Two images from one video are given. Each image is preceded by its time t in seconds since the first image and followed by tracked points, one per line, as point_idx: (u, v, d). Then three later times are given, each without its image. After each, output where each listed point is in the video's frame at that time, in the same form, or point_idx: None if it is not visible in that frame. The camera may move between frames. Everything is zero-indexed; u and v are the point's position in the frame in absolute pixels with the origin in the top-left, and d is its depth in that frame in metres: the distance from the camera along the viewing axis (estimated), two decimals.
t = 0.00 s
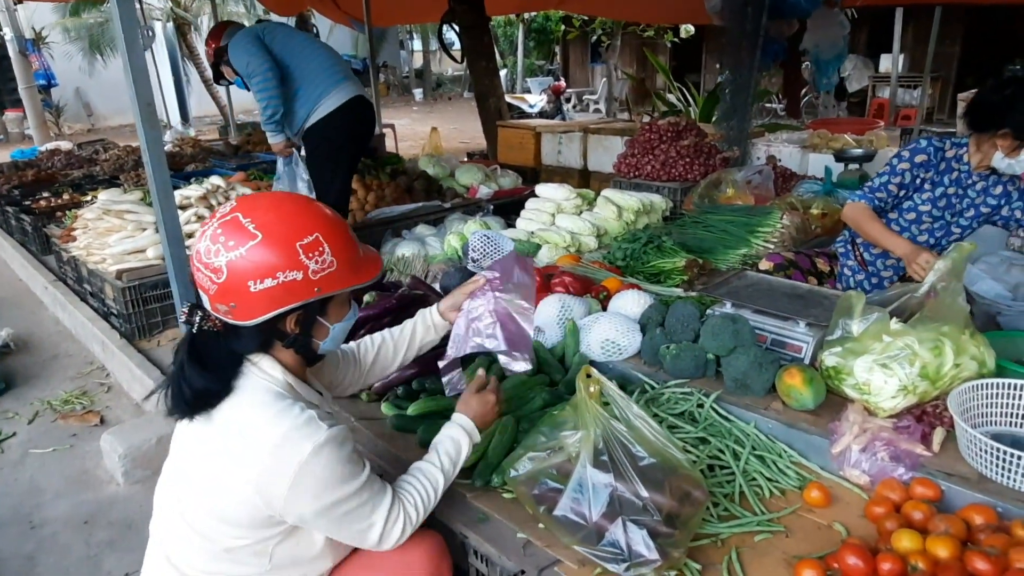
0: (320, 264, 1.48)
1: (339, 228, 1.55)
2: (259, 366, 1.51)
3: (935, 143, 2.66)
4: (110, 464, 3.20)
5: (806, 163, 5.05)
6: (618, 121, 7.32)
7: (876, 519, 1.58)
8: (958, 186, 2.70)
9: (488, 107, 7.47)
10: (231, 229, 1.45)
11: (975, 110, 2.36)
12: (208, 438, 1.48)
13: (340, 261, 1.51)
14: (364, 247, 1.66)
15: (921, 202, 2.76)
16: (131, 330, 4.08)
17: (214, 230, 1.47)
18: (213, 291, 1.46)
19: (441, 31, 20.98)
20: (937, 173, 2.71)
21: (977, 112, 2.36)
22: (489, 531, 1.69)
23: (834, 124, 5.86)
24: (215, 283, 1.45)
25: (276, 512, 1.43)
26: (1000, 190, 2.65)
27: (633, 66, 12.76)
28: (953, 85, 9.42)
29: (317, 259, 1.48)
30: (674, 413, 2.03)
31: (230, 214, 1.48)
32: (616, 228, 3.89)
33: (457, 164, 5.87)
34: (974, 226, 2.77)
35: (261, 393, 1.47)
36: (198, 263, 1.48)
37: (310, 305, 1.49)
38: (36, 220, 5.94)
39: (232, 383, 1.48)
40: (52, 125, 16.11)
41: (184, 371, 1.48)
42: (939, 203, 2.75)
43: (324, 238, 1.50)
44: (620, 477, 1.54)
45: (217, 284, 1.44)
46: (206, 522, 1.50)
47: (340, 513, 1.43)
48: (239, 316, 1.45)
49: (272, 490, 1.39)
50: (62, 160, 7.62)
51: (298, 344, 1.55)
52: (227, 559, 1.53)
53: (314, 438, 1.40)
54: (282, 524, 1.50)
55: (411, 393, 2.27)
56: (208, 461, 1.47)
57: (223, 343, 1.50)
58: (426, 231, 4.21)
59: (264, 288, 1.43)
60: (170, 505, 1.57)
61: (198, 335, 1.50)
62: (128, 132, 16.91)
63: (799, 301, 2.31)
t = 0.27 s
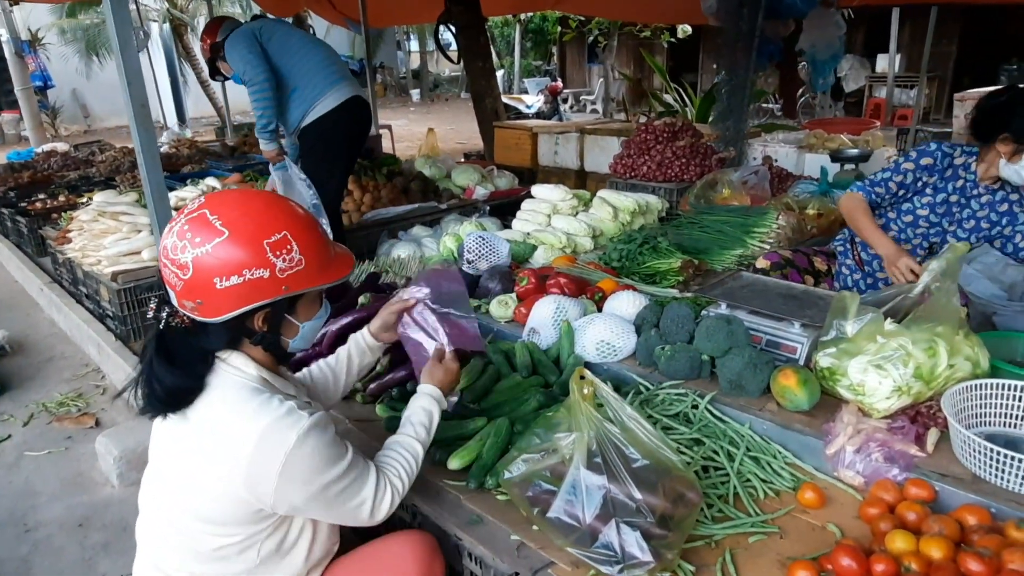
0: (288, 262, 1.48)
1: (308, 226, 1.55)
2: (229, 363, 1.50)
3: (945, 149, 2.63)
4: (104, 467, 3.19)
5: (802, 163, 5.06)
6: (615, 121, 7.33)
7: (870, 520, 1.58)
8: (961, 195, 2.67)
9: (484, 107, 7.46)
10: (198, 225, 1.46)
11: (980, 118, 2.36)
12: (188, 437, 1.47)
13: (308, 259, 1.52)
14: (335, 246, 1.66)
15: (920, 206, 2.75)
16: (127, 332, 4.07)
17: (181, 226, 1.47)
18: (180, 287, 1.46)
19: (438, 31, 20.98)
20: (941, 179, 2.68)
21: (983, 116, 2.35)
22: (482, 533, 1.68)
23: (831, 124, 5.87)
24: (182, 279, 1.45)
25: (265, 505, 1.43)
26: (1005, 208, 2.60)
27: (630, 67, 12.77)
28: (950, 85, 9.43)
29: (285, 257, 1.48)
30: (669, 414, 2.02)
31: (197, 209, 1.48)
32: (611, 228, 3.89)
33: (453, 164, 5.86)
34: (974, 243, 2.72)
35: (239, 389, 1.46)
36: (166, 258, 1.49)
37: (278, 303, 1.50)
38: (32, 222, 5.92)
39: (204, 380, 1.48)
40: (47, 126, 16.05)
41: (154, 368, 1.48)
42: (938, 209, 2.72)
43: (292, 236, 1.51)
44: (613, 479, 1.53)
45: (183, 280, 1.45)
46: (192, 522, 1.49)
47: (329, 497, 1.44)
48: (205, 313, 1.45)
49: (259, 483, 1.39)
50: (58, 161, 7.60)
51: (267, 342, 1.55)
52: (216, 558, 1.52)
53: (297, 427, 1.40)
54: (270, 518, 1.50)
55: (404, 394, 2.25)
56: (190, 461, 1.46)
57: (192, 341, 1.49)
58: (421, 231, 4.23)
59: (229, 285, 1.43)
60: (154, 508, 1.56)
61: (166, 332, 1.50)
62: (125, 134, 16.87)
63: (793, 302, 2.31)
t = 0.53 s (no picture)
0: (289, 267, 1.50)
1: (311, 233, 1.58)
2: (225, 364, 1.50)
3: (953, 154, 2.64)
4: (105, 469, 3.20)
5: (802, 164, 5.06)
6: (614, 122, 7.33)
7: (870, 521, 1.59)
8: (967, 201, 2.67)
9: (484, 108, 7.47)
10: (204, 225, 1.48)
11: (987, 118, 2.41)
12: (185, 438, 1.47)
13: (310, 265, 1.54)
14: (335, 254, 1.69)
15: (924, 210, 2.76)
16: (127, 334, 4.07)
17: (187, 223, 1.49)
18: (180, 284, 1.47)
19: (437, 31, 20.99)
20: (946, 184, 2.69)
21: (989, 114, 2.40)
22: (484, 535, 1.69)
23: (830, 124, 5.87)
24: (183, 276, 1.46)
25: (268, 503, 1.45)
26: (1011, 216, 2.60)
27: (629, 67, 12.78)
28: (949, 85, 9.45)
29: (287, 261, 1.50)
30: (669, 416, 2.03)
31: (204, 208, 1.51)
32: (611, 229, 3.89)
33: (453, 165, 5.86)
34: (979, 251, 2.71)
35: (238, 389, 1.47)
36: (169, 255, 1.50)
37: (277, 306, 1.51)
38: (31, 224, 5.92)
39: (201, 380, 1.48)
40: (46, 127, 16.04)
41: (151, 363, 1.48)
42: (942, 213, 2.74)
43: (295, 242, 1.53)
44: (614, 481, 1.54)
45: (184, 277, 1.46)
46: (190, 523, 1.49)
47: (333, 492, 1.47)
48: (203, 311, 1.46)
49: (264, 482, 1.40)
50: (58, 162, 7.59)
51: (263, 344, 1.55)
52: (215, 561, 1.52)
53: (301, 426, 1.42)
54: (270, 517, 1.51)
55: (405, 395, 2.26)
56: (189, 461, 1.46)
57: (189, 339, 1.50)
58: (421, 232, 4.26)
59: (230, 285, 1.44)
60: (150, 510, 1.55)
61: (163, 327, 1.51)
62: (124, 135, 16.87)
63: (793, 303, 2.32)
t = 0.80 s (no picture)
0: (294, 266, 1.52)
1: (314, 234, 1.60)
2: (223, 365, 1.50)
3: (943, 153, 2.65)
4: (106, 470, 3.21)
5: (802, 164, 5.07)
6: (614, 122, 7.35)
7: (872, 521, 1.59)
8: (962, 197, 2.68)
9: (484, 108, 7.47)
10: (210, 222, 1.49)
11: (971, 115, 2.41)
12: (185, 440, 1.47)
13: (314, 265, 1.56)
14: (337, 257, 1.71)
15: (920, 209, 2.77)
16: (128, 335, 4.08)
17: (192, 221, 1.50)
18: (184, 281, 1.47)
19: (438, 32, 21.01)
20: (941, 183, 2.70)
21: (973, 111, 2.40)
22: (487, 536, 1.69)
23: (830, 124, 5.88)
24: (188, 273, 1.47)
25: (269, 504, 1.46)
26: (1006, 207, 2.61)
27: (629, 67, 12.80)
28: (948, 84, 9.47)
29: (292, 261, 1.52)
30: (671, 417, 2.03)
31: (210, 207, 1.52)
32: (612, 230, 3.90)
33: (453, 166, 5.86)
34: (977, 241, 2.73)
35: (237, 389, 1.47)
36: (173, 253, 1.51)
37: (280, 306, 1.52)
38: (32, 225, 5.93)
39: (202, 378, 1.48)
40: (47, 128, 16.05)
41: (151, 361, 1.47)
42: (938, 211, 2.74)
43: (300, 242, 1.55)
44: (617, 482, 1.54)
45: (189, 274, 1.46)
46: (191, 525, 1.49)
47: (332, 495, 1.48)
48: (207, 308, 1.46)
49: (264, 482, 1.41)
50: (58, 163, 7.60)
51: (263, 345, 1.55)
52: (217, 564, 1.52)
53: (301, 424, 1.43)
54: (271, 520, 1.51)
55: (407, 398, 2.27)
56: (188, 463, 1.46)
57: (188, 337, 1.49)
58: (422, 232, 4.27)
59: (236, 283, 1.45)
60: (151, 513, 1.55)
61: (163, 325, 1.51)
62: (124, 135, 16.88)
63: (794, 303, 2.32)
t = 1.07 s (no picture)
0: (295, 260, 1.54)
1: (314, 230, 1.63)
2: (224, 361, 1.50)
3: (953, 155, 2.66)
4: (107, 470, 3.21)
5: (802, 163, 5.08)
6: (615, 121, 7.35)
7: (873, 519, 1.60)
8: (968, 201, 2.68)
9: (484, 108, 7.47)
10: (212, 217, 1.51)
11: (979, 121, 2.45)
12: (183, 439, 1.48)
13: (314, 259, 1.58)
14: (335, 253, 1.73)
15: (924, 210, 2.78)
16: (128, 334, 4.08)
17: (194, 216, 1.53)
18: (186, 276, 1.49)
19: (437, 31, 21.00)
20: (948, 185, 2.70)
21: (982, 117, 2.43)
22: (488, 534, 1.70)
23: (830, 123, 5.87)
24: (190, 267, 1.48)
25: (266, 503, 1.45)
26: (1012, 216, 2.60)
27: (628, 66, 12.80)
28: (948, 83, 9.48)
29: (294, 254, 1.54)
30: (672, 415, 2.03)
31: (212, 202, 1.54)
32: (612, 229, 3.90)
33: (453, 165, 5.86)
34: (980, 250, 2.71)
35: (235, 387, 1.47)
36: (174, 248, 1.53)
37: (281, 299, 1.54)
38: (32, 224, 5.93)
39: (202, 375, 1.49)
40: (46, 128, 16.04)
41: (152, 358, 1.49)
42: (942, 214, 2.75)
43: (300, 237, 1.57)
44: (619, 480, 1.54)
45: (192, 268, 1.48)
46: (191, 522, 1.49)
47: (326, 498, 1.47)
48: (209, 302, 1.48)
49: (259, 481, 1.41)
50: (57, 163, 7.60)
51: (264, 339, 1.55)
52: (217, 562, 1.52)
53: (297, 423, 1.42)
54: (269, 520, 1.51)
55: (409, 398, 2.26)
56: (188, 460, 1.46)
57: (190, 333, 1.51)
58: (422, 231, 4.27)
59: (238, 276, 1.47)
60: (154, 510, 1.56)
61: (164, 321, 1.52)
62: (123, 135, 16.87)
63: (795, 302, 2.33)
